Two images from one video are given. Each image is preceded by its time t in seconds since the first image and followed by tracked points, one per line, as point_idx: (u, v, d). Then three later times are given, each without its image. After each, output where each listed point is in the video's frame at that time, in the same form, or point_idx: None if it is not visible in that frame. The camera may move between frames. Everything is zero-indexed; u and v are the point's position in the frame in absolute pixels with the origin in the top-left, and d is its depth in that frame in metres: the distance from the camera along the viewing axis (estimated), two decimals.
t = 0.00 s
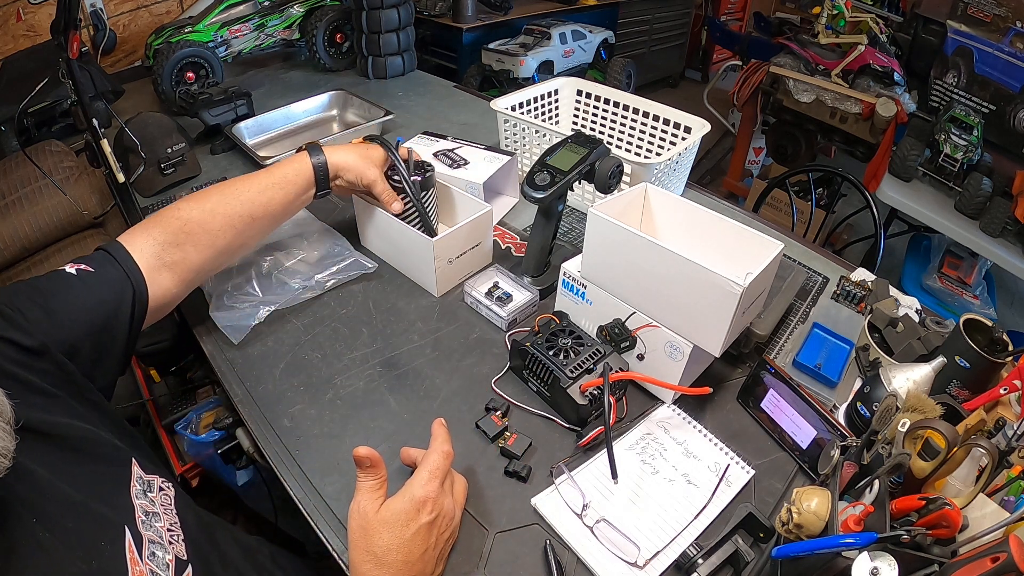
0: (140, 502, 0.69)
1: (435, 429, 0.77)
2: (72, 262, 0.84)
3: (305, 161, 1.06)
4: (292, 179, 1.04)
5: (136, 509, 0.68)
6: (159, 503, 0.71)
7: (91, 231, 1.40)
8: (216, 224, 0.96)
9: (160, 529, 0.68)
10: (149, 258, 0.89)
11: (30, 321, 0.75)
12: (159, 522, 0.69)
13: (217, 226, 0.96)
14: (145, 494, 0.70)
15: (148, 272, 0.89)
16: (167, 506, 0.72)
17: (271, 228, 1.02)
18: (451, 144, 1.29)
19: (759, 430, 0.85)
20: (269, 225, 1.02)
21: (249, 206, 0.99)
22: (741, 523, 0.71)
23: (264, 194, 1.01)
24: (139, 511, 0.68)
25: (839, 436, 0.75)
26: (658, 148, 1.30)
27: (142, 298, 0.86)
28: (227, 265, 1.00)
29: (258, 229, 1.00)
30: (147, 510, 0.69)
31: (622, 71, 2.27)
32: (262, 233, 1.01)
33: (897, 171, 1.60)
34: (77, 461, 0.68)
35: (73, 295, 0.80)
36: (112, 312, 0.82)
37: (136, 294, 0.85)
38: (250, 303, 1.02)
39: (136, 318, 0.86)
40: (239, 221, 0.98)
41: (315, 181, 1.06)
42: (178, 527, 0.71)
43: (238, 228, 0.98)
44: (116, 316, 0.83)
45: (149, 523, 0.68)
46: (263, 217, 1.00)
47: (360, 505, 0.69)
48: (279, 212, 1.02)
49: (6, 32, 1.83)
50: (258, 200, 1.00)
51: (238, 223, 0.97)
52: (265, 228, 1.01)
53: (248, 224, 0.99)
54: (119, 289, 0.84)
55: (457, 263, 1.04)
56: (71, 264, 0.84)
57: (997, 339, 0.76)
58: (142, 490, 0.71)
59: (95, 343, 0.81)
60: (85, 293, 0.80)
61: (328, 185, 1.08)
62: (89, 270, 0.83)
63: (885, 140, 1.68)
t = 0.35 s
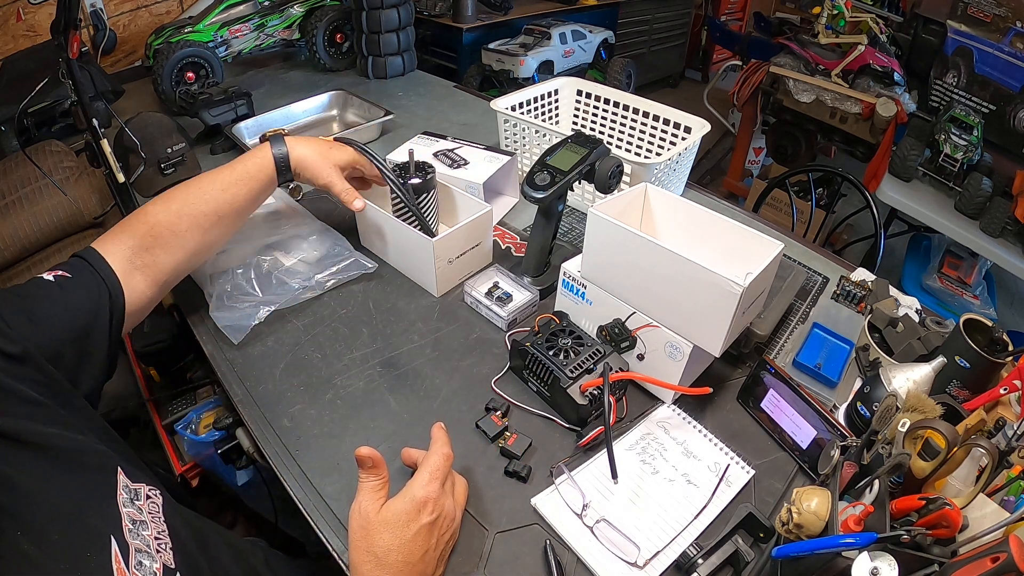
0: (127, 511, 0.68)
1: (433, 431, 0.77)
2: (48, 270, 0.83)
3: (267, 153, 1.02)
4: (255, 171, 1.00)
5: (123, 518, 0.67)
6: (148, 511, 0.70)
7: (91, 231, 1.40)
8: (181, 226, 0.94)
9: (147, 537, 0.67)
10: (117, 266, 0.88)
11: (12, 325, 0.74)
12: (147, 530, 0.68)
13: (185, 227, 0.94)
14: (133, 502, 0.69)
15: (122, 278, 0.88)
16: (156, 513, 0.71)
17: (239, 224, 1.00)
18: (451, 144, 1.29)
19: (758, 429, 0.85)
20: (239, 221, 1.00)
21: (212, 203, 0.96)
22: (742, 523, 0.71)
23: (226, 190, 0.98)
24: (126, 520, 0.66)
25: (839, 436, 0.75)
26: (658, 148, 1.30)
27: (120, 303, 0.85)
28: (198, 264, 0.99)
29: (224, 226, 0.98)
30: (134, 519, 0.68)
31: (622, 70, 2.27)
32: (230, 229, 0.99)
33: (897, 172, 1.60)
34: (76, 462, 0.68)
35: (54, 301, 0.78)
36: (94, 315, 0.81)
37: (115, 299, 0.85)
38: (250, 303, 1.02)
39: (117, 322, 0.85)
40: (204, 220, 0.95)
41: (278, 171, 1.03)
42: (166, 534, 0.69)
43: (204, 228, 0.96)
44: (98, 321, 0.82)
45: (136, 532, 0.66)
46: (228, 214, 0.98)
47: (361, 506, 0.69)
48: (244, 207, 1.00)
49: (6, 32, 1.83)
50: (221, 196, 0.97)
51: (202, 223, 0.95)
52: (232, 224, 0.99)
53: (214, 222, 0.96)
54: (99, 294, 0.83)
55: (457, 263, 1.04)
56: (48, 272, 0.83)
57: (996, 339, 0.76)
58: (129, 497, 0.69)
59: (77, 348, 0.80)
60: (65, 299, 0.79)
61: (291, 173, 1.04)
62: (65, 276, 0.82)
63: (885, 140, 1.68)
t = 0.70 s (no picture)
0: (116, 511, 0.68)
1: (431, 433, 0.77)
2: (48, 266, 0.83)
3: (266, 155, 1.09)
4: (256, 166, 1.07)
5: (112, 518, 0.67)
6: (137, 511, 0.70)
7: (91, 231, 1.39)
8: (189, 210, 0.97)
9: (136, 537, 0.67)
10: (125, 247, 0.90)
11: (9, 320, 0.73)
12: (136, 530, 0.68)
13: (193, 212, 0.97)
14: (122, 502, 0.69)
15: (126, 264, 0.89)
16: (146, 513, 0.71)
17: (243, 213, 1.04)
18: (451, 144, 1.29)
19: (758, 429, 0.85)
20: (242, 211, 1.04)
21: (218, 192, 1.01)
22: (741, 523, 0.71)
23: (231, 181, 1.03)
24: (114, 521, 0.67)
25: (839, 436, 0.75)
26: (658, 148, 1.30)
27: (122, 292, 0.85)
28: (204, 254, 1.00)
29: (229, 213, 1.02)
30: (123, 519, 0.68)
31: (622, 70, 2.27)
32: (235, 217, 1.03)
33: (897, 172, 1.60)
34: (76, 463, 0.68)
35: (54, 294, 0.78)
36: (93, 310, 0.81)
37: (117, 288, 0.85)
38: (250, 303, 1.02)
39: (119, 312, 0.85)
40: (210, 206, 0.99)
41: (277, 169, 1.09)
42: (155, 534, 0.69)
43: (210, 213, 0.99)
44: (99, 311, 0.82)
45: (125, 532, 0.67)
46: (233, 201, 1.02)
47: (361, 504, 0.69)
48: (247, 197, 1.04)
49: (6, 32, 1.83)
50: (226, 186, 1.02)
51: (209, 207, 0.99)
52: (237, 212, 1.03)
53: (220, 209, 1.00)
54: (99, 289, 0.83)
55: (457, 263, 1.04)
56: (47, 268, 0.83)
57: (997, 339, 0.76)
58: (118, 498, 0.69)
59: (76, 343, 0.79)
60: (65, 292, 0.79)
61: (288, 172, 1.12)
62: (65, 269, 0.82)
63: (885, 140, 1.68)
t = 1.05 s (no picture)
0: (118, 511, 0.68)
1: (431, 433, 0.77)
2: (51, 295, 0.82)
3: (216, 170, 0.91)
4: (209, 190, 0.91)
5: (113, 517, 0.67)
6: (139, 511, 0.70)
7: (91, 231, 1.40)
8: (149, 262, 0.88)
9: (138, 537, 0.67)
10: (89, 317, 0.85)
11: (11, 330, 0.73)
12: (137, 530, 0.68)
13: (152, 262, 0.88)
14: (123, 503, 0.69)
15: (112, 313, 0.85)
16: (147, 513, 0.71)
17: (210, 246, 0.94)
18: (451, 144, 1.29)
19: (758, 429, 0.85)
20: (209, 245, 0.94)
21: (176, 233, 0.89)
22: (742, 523, 0.71)
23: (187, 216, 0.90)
24: (116, 520, 0.67)
25: (839, 436, 0.75)
26: (658, 148, 1.30)
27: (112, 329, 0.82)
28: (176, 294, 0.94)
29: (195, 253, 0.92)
30: (124, 518, 0.68)
31: (622, 70, 2.27)
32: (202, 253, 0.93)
33: (897, 172, 1.60)
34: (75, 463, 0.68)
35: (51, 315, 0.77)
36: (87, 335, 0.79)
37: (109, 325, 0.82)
38: (250, 303, 1.02)
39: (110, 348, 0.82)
40: (173, 251, 0.90)
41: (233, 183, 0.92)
42: (156, 534, 0.69)
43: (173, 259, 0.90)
44: (92, 345, 0.79)
45: (126, 531, 0.67)
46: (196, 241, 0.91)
47: (360, 502, 0.69)
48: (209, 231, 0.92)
49: (6, 32, 1.83)
50: (183, 223, 0.90)
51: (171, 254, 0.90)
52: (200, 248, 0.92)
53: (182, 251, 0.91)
54: (92, 322, 0.80)
55: (457, 263, 1.04)
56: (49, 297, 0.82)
57: (996, 339, 0.76)
58: (120, 498, 0.69)
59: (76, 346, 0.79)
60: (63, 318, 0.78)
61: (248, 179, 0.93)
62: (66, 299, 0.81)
63: (885, 140, 1.68)
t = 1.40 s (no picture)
0: (117, 514, 0.68)
1: (430, 433, 0.77)
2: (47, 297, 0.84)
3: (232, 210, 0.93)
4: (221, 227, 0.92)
5: (113, 521, 0.67)
6: (139, 514, 0.70)
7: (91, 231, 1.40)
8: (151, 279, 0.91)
9: (138, 540, 0.67)
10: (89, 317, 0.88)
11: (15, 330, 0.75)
12: (137, 532, 0.68)
13: (154, 281, 0.91)
14: (123, 506, 0.69)
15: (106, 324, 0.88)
16: (147, 516, 0.71)
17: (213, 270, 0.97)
18: (451, 144, 1.29)
19: (758, 429, 0.85)
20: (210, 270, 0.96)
21: (181, 259, 0.92)
22: (742, 523, 0.71)
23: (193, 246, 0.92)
24: (115, 524, 0.67)
25: (839, 436, 0.75)
26: (658, 148, 1.30)
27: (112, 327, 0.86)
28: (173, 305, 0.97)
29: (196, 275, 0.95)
30: (124, 522, 0.68)
31: (622, 70, 2.27)
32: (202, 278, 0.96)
33: (897, 172, 1.60)
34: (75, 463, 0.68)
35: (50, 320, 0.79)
36: (85, 333, 0.82)
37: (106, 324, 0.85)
38: (250, 303, 1.02)
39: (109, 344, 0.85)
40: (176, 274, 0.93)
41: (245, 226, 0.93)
42: (156, 537, 0.69)
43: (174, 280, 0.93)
44: (93, 342, 0.83)
45: (126, 535, 0.67)
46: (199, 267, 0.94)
47: (359, 502, 0.69)
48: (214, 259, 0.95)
49: (6, 32, 1.83)
50: (189, 250, 0.92)
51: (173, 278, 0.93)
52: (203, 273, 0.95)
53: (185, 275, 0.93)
54: (88, 323, 0.83)
55: (457, 263, 1.04)
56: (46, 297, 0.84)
57: (997, 339, 0.76)
58: (119, 502, 0.69)
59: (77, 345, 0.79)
60: (61, 320, 0.80)
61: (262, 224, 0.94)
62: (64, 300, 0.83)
63: (885, 140, 1.68)
